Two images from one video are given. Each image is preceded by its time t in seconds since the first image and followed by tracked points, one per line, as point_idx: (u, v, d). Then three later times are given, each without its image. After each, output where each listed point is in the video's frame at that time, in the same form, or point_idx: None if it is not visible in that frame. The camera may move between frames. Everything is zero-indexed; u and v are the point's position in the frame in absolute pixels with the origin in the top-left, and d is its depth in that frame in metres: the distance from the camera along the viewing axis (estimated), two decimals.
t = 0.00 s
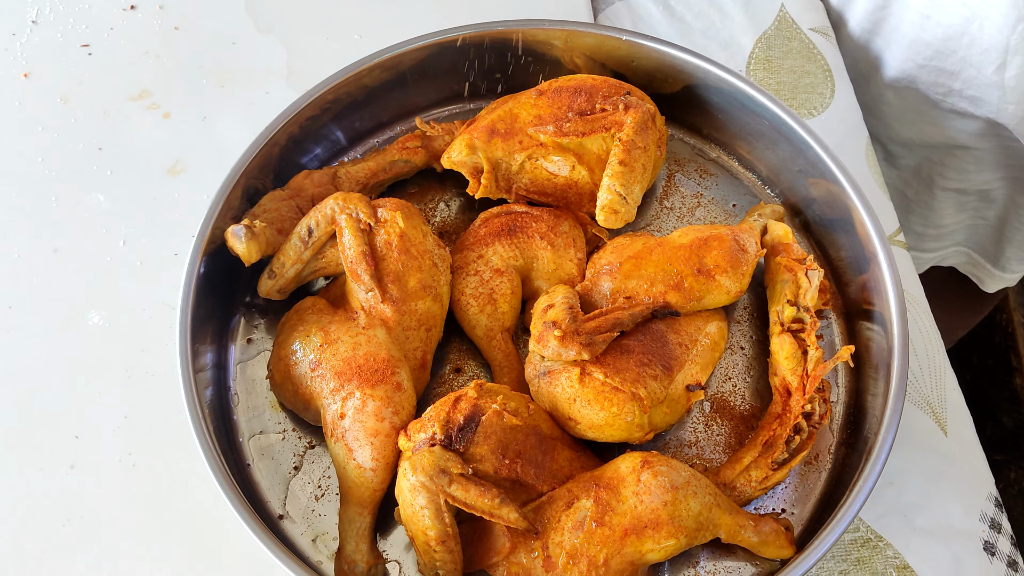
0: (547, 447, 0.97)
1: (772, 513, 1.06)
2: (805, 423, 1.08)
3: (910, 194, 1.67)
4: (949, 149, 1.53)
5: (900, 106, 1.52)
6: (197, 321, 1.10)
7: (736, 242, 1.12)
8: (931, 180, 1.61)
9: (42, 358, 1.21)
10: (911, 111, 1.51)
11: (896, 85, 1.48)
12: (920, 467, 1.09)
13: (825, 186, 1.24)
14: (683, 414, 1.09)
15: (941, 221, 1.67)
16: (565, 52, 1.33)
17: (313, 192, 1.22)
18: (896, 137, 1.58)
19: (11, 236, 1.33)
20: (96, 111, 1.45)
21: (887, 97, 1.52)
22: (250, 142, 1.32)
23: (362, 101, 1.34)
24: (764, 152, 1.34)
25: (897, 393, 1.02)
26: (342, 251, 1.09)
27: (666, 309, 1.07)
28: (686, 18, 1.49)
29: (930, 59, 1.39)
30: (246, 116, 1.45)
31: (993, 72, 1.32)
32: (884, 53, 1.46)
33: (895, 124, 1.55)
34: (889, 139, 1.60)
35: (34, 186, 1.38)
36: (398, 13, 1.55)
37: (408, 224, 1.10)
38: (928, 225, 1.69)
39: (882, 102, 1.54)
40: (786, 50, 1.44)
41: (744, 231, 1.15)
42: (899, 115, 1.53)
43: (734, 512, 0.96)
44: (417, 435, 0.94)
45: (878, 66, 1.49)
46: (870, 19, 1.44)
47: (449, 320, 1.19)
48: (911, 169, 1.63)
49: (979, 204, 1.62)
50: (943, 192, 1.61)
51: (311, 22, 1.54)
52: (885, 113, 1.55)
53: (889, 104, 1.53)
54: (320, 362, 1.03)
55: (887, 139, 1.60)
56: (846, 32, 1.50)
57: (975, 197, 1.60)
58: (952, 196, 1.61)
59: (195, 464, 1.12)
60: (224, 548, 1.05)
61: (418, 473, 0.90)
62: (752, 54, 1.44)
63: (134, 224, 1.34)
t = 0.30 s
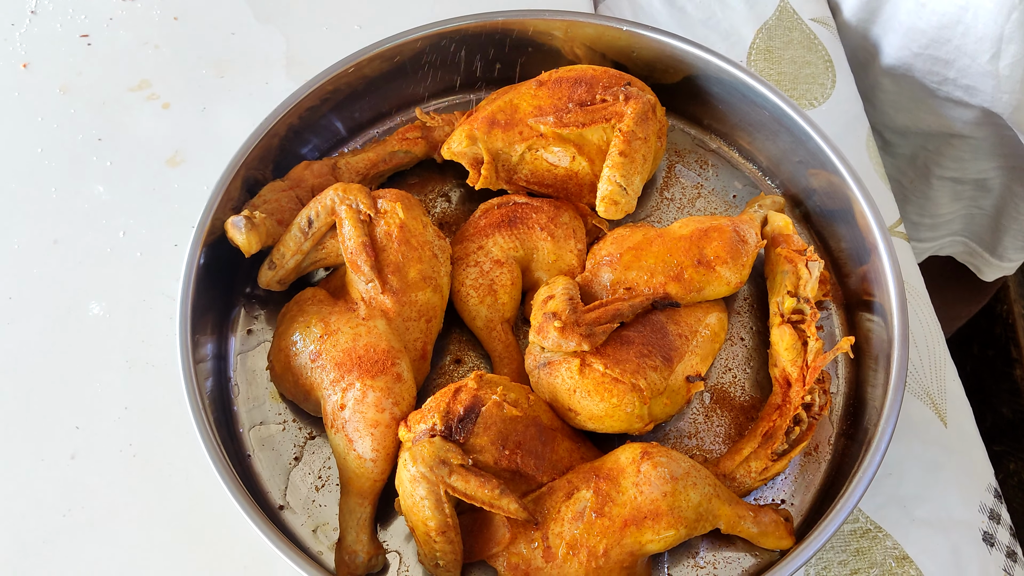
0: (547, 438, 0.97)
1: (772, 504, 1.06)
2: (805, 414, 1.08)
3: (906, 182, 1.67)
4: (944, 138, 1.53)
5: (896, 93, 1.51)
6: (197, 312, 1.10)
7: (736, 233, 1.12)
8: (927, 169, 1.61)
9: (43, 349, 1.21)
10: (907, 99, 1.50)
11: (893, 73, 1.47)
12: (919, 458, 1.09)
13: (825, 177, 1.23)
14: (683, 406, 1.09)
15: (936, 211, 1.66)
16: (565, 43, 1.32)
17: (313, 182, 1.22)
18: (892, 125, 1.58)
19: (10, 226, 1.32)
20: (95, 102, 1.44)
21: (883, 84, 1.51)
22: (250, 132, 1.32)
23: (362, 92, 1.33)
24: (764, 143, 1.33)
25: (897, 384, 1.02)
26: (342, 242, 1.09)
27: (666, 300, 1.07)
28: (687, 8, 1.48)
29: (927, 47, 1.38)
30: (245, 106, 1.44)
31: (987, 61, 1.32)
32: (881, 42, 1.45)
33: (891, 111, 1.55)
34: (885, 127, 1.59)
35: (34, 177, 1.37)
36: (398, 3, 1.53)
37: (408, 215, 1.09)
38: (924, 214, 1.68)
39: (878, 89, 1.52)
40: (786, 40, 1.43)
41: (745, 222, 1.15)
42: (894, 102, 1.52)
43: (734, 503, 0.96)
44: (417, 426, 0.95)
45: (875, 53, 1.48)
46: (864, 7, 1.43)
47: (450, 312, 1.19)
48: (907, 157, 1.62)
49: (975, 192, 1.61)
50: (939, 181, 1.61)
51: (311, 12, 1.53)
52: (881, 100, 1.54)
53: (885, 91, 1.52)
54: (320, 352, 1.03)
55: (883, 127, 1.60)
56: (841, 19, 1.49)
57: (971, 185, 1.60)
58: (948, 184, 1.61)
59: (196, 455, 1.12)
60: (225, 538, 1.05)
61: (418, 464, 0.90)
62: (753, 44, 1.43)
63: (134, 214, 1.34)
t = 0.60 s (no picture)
0: (548, 433, 0.97)
1: (772, 498, 1.06)
2: (805, 409, 1.08)
3: (906, 176, 1.66)
4: (945, 131, 1.52)
5: (896, 85, 1.49)
6: (197, 307, 1.10)
7: (737, 228, 1.12)
8: (927, 162, 1.60)
9: (43, 343, 1.21)
10: (907, 91, 1.49)
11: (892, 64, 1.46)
12: (919, 453, 1.09)
13: (826, 171, 1.23)
14: (683, 400, 1.09)
15: (936, 204, 1.66)
16: (566, 37, 1.31)
17: (313, 177, 1.21)
18: (892, 119, 1.57)
19: (10, 221, 1.32)
20: (95, 96, 1.44)
21: (882, 76, 1.50)
22: (249, 127, 1.31)
23: (363, 86, 1.32)
24: (765, 137, 1.33)
25: (897, 378, 1.02)
26: (342, 237, 1.09)
27: (666, 295, 1.07)
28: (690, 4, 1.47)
29: (926, 46, 1.36)
30: (246, 100, 1.44)
31: (982, 60, 1.31)
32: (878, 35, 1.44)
33: (891, 104, 1.54)
34: (884, 120, 1.58)
35: (34, 171, 1.37)
36: None
37: (408, 209, 1.09)
38: (924, 208, 1.68)
39: (878, 82, 1.52)
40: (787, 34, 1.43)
41: (745, 216, 1.14)
42: (894, 95, 1.52)
43: (733, 497, 0.96)
44: (417, 421, 0.95)
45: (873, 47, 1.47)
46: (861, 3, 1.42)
47: (450, 306, 1.19)
48: (907, 150, 1.62)
49: (975, 186, 1.61)
50: (939, 174, 1.60)
51: (311, 6, 1.52)
52: (881, 93, 1.54)
53: (885, 84, 1.51)
54: (320, 347, 1.03)
55: (883, 120, 1.59)
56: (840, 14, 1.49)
57: (971, 178, 1.59)
58: (949, 178, 1.60)
59: (197, 449, 1.12)
60: (225, 533, 1.05)
61: (419, 458, 0.90)
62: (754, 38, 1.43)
63: (134, 208, 1.33)
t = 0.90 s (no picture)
0: (548, 428, 0.98)
1: (772, 493, 1.06)
2: (804, 404, 1.08)
3: (916, 173, 1.65)
4: (955, 127, 1.53)
5: (906, 85, 1.52)
6: (197, 302, 1.10)
7: (737, 223, 1.12)
8: (937, 159, 1.60)
9: (42, 339, 1.21)
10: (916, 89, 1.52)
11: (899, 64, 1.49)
12: (919, 448, 1.09)
13: (826, 167, 1.23)
14: (683, 395, 1.09)
15: (946, 201, 1.65)
16: (565, 33, 1.30)
17: (312, 172, 1.21)
18: (902, 119, 1.58)
19: (9, 216, 1.32)
20: (95, 91, 1.43)
21: (890, 76, 1.54)
22: (249, 122, 1.31)
23: (362, 81, 1.32)
24: (764, 132, 1.32)
25: (897, 374, 1.02)
26: (342, 232, 1.08)
27: (666, 290, 1.07)
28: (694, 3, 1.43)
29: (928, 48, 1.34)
30: (245, 95, 1.43)
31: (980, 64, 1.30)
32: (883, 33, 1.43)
33: (901, 104, 1.56)
34: (894, 120, 1.59)
35: (33, 166, 1.36)
36: None
37: (408, 205, 1.09)
38: (934, 205, 1.66)
39: (887, 82, 1.54)
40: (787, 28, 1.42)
41: (745, 211, 1.14)
42: (904, 94, 1.54)
43: (733, 492, 0.96)
44: (417, 416, 0.95)
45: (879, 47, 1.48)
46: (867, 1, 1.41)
47: (449, 301, 1.19)
48: (917, 148, 1.61)
49: (984, 182, 1.61)
50: (949, 171, 1.60)
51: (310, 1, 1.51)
52: (890, 92, 1.56)
53: (893, 84, 1.54)
54: (320, 342, 1.03)
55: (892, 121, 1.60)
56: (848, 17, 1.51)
57: (981, 175, 1.59)
58: (958, 175, 1.60)
59: (197, 444, 1.12)
60: (226, 527, 1.06)
61: (418, 454, 0.90)
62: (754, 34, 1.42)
63: (133, 204, 1.33)
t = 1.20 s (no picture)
0: (548, 424, 0.98)
1: (772, 489, 1.06)
2: (805, 400, 1.08)
3: (929, 176, 1.66)
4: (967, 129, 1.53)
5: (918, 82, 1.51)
6: (198, 297, 1.10)
7: (737, 219, 1.11)
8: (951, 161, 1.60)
9: (42, 334, 1.21)
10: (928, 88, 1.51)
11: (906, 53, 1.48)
12: (920, 444, 1.09)
13: (827, 162, 1.22)
14: (684, 390, 1.09)
15: (959, 203, 1.65)
16: (566, 28, 1.30)
17: (313, 167, 1.21)
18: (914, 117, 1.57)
19: (9, 211, 1.32)
20: (95, 86, 1.43)
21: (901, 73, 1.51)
22: (250, 117, 1.31)
23: (363, 76, 1.32)
24: (766, 128, 1.32)
25: (898, 370, 1.01)
26: (343, 227, 1.08)
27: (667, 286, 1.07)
28: None
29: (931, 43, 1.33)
30: (245, 90, 1.43)
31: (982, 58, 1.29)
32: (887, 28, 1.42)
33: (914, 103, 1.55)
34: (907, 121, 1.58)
35: (33, 161, 1.36)
36: None
37: (409, 200, 1.09)
38: (948, 207, 1.67)
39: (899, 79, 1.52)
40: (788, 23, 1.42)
41: (746, 207, 1.14)
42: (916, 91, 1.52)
43: (734, 488, 0.97)
44: (418, 412, 0.95)
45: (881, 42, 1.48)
46: None
47: (450, 296, 1.19)
48: (930, 151, 1.61)
49: (1000, 184, 1.59)
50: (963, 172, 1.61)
51: None
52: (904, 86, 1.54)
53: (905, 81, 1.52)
54: (321, 338, 1.03)
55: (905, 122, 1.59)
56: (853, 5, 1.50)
57: (995, 177, 1.58)
58: (973, 176, 1.60)
59: (197, 440, 1.12)
60: (226, 522, 1.06)
61: (419, 449, 0.90)
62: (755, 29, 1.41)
63: (134, 199, 1.33)
